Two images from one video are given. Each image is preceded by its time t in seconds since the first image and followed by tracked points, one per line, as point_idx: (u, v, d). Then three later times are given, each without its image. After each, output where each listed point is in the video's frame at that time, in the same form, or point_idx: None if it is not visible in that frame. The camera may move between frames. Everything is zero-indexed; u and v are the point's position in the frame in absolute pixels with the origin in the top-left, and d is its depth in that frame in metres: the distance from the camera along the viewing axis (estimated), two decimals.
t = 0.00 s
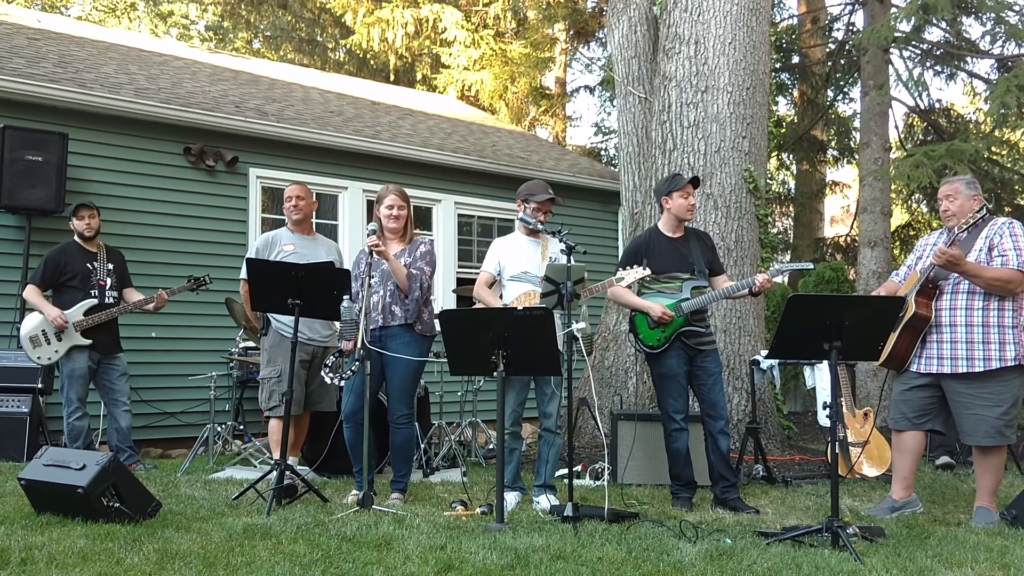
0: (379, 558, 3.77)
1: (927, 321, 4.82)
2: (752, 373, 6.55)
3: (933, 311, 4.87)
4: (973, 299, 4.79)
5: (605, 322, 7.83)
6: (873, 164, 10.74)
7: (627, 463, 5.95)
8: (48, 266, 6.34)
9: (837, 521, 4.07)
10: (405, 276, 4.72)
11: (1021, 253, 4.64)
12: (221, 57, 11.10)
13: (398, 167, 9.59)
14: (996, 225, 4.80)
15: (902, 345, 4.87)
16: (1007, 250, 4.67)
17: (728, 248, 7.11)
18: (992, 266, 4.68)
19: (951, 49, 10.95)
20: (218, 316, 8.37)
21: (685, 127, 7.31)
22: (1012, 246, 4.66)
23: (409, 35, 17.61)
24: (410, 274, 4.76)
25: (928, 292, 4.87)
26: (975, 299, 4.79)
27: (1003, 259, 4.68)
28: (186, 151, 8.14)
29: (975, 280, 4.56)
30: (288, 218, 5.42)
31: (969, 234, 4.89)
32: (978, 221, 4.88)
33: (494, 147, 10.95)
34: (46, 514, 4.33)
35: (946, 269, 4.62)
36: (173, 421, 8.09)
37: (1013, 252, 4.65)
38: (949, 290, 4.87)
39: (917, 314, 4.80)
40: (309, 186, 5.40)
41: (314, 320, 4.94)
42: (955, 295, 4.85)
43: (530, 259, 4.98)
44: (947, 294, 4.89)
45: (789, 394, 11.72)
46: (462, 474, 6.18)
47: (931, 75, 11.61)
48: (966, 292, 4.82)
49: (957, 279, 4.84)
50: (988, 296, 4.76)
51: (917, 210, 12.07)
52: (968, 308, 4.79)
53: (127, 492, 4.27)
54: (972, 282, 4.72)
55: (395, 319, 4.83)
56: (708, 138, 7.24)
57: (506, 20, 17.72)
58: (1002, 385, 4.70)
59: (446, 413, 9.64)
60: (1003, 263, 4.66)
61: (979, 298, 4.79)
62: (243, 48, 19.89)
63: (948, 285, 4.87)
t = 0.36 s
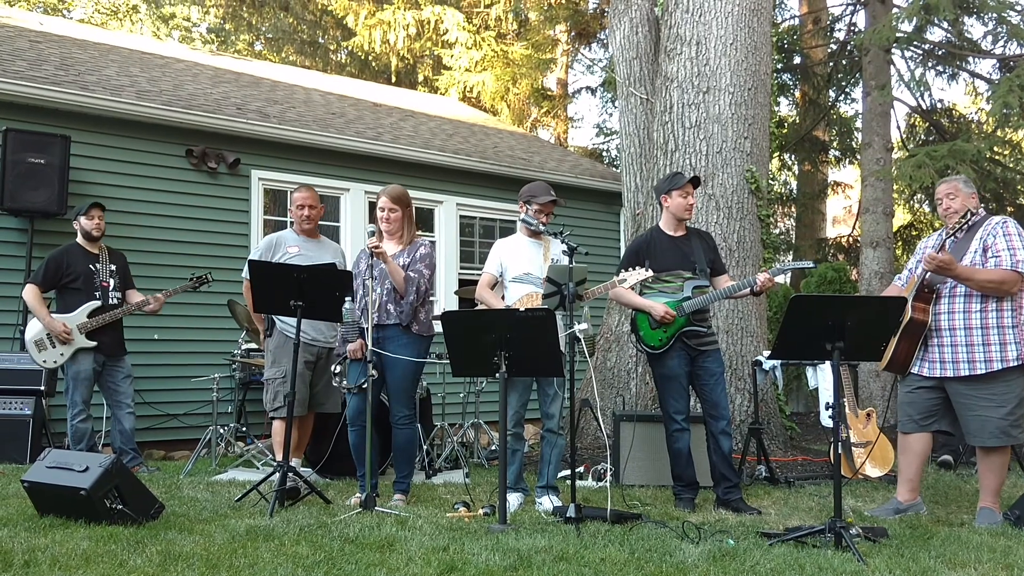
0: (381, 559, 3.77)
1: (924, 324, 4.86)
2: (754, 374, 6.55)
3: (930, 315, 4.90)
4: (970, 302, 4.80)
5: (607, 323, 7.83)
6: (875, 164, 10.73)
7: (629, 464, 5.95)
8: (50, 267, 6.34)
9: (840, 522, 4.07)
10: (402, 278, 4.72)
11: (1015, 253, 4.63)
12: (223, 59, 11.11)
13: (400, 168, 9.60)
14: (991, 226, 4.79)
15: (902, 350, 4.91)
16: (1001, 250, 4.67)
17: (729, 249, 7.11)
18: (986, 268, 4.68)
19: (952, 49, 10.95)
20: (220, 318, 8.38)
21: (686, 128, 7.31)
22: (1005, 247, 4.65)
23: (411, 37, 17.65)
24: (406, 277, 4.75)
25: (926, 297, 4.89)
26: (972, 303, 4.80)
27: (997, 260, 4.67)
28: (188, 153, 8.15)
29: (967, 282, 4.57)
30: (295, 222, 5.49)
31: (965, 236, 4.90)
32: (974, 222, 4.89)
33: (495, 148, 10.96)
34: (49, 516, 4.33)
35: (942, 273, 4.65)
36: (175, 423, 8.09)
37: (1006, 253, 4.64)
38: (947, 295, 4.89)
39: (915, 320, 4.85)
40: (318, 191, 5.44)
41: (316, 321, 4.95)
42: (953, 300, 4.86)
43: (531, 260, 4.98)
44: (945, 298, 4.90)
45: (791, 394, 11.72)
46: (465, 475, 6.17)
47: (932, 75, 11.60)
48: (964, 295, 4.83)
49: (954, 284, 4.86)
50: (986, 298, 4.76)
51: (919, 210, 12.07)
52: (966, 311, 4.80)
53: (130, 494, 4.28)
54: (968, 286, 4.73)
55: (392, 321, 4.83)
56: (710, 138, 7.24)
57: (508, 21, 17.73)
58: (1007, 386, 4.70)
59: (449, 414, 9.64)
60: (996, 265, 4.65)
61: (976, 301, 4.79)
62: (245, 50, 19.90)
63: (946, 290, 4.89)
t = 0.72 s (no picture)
0: (382, 559, 3.77)
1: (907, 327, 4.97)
2: (756, 374, 6.55)
3: (916, 319, 4.94)
4: (955, 306, 4.81)
5: (608, 323, 7.83)
6: (876, 165, 10.72)
7: (630, 464, 5.94)
8: (52, 267, 6.35)
9: (841, 522, 4.07)
10: (403, 278, 4.71)
11: (990, 254, 4.65)
12: (224, 59, 11.12)
13: (401, 169, 9.60)
14: (972, 226, 4.81)
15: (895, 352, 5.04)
16: (976, 252, 4.69)
17: (730, 249, 7.11)
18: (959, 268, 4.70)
19: (953, 49, 10.95)
20: (221, 318, 8.38)
21: (687, 127, 7.30)
22: (981, 247, 4.68)
23: (412, 37, 17.66)
24: (406, 277, 4.75)
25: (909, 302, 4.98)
26: (957, 306, 4.80)
27: (972, 261, 4.70)
28: (189, 153, 8.15)
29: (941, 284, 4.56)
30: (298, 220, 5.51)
31: (949, 237, 4.93)
32: (958, 222, 4.91)
33: (496, 148, 10.96)
34: (50, 516, 4.33)
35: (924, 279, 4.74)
36: (176, 423, 8.09)
37: (980, 254, 4.67)
38: (932, 299, 4.90)
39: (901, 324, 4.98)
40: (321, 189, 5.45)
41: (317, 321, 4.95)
42: (937, 305, 4.88)
43: (531, 260, 4.98)
44: (931, 302, 4.91)
45: (792, 394, 11.71)
46: (466, 475, 6.17)
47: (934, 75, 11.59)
48: (948, 299, 4.84)
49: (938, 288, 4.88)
50: (970, 300, 4.77)
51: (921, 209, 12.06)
52: (952, 315, 4.81)
53: (131, 494, 4.28)
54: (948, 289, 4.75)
55: (394, 321, 4.84)
56: (712, 138, 7.23)
57: (509, 21, 17.73)
58: (1007, 387, 4.69)
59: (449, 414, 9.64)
60: (971, 264, 4.69)
61: (961, 304, 4.79)
62: (246, 49, 19.91)
63: (930, 295, 4.92)
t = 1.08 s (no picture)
0: (382, 560, 3.77)
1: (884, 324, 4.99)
2: (755, 375, 6.55)
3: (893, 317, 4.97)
4: (931, 305, 4.83)
5: (608, 323, 7.83)
6: (876, 166, 10.73)
7: (630, 464, 5.94)
8: (52, 268, 6.36)
9: (841, 523, 4.07)
10: (404, 278, 4.71)
11: (962, 250, 4.67)
12: (224, 60, 11.12)
13: (401, 169, 9.61)
14: (950, 225, 4.83)
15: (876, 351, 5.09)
16: (949, 248, 4.72)
17: (730, 249, 7.11)
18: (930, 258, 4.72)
19: (953, 50, 10.94)
20: (221, 319, 8.38)
21: (686, 128, 7.30)
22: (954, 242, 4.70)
23: (411, 38, 17.67)
24: (407, 277, 4.76)
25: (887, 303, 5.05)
26: (933, 306, 4.83)
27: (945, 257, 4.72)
28: (189, 153, 8.15)
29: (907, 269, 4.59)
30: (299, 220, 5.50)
31: (928, 236, 4.94)
32: (937, 221, 4.92)
33: (495, 149, 10.96)
34: (49, 517, 4.33)
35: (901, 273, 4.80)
36: (176, 423, 8.08)
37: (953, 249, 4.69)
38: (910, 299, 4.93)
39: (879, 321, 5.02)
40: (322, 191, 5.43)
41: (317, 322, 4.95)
42: (915, 305, 4.90)
43: (529, 260, 4.98)
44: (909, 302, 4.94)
45: (791, 395, 11.71)
46: (465, 476, 6.17)
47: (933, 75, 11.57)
48: (927, 298, 4.86)
49: (916, 287, 4.90)
50: (945, 299, 4.79)
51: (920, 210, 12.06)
52: (929, 314, 4.83)
53: (130, 495, 4.28)
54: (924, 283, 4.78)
55: (395, 321, 4.84)
56: (711, 139, 7.23)
57: (509, 22, 17.74)
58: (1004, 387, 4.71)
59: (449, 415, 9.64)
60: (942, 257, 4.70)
61: (938, 303, 4.82)
62: (246, 50, 19.92)
63: (908, 295, 4.95)
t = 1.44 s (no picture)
0: (383, 561, 3.77)
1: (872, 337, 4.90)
2: (756, 376, 6.54)
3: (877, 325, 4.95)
4: (915, 313, 4.82)
5: (609, 325, 7.83)
6: (876, 166, 10.73)
7: (630, 465, 5.94)
8: (53, 269, 6.36)
9: (841, 523, 4.07)
10: (407, 280, 4.71)
11: (952, 261, 4.64)
12: (224, 61, 11.13)
13: (401, 170, 9.61)
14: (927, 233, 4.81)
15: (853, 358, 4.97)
16: (938, 259, 4.68)
17: (731, 250, 7.11)
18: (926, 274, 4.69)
19: (954, 50, 10.93)
20: (222, 320, 8.39)
21: (687, 130, 7.30)
22: (942, 257, 4.68)
23: (412, 39, 17.69)
24: (411, 278, 4.76)
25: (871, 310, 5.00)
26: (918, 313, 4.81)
27: (935, 269, 4.69)
28: (190, 155, 8.15)
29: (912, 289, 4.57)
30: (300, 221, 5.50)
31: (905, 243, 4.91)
32: (911, 228, 4.89)
33: (496, 150, 10.96)
34: (50, 518, 4.33)
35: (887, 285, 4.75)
36: (176, 424, 8.08)
37: (942, 261, 4.66)
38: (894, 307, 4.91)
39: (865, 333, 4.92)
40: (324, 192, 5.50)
41: (318, 323, 4.95)
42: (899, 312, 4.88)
43: (529, 261, 4.98)
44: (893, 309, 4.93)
45: (792, 396, 11.70)
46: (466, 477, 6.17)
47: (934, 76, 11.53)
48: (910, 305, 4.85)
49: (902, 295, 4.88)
50: (928, 308, 4.79)
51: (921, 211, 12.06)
52: (911, 322, 4.82)
53: (131, 496, 4.28)
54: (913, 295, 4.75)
55: (400, 323, 4.83)
56: (711, 140, 7.23)
57: (510, 24, 17.75)
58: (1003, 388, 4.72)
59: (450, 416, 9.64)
60: (934, 273, 4.67)
61: (921, 311, 4.81)
62: (246, 52, 19.93)
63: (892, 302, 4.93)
